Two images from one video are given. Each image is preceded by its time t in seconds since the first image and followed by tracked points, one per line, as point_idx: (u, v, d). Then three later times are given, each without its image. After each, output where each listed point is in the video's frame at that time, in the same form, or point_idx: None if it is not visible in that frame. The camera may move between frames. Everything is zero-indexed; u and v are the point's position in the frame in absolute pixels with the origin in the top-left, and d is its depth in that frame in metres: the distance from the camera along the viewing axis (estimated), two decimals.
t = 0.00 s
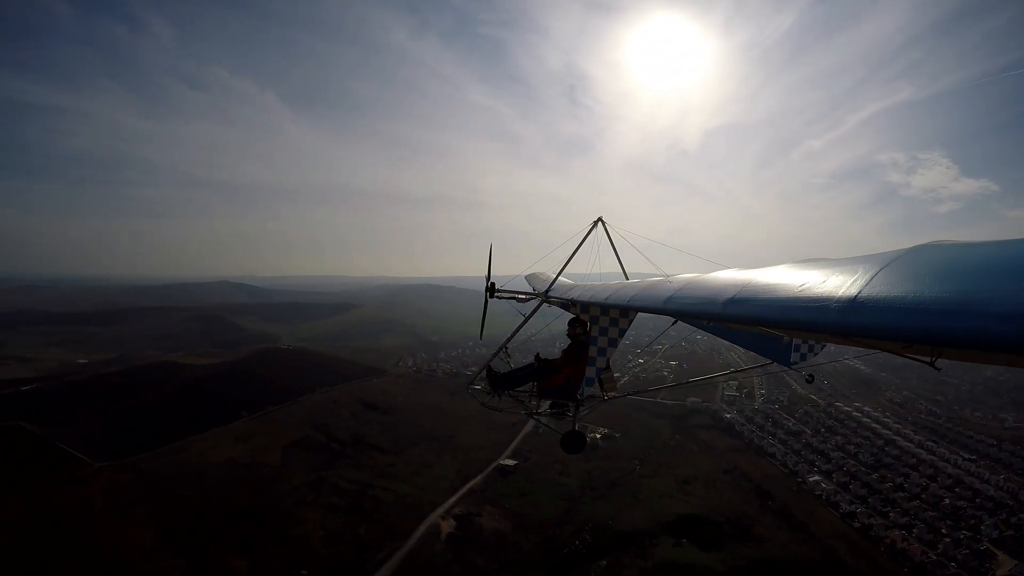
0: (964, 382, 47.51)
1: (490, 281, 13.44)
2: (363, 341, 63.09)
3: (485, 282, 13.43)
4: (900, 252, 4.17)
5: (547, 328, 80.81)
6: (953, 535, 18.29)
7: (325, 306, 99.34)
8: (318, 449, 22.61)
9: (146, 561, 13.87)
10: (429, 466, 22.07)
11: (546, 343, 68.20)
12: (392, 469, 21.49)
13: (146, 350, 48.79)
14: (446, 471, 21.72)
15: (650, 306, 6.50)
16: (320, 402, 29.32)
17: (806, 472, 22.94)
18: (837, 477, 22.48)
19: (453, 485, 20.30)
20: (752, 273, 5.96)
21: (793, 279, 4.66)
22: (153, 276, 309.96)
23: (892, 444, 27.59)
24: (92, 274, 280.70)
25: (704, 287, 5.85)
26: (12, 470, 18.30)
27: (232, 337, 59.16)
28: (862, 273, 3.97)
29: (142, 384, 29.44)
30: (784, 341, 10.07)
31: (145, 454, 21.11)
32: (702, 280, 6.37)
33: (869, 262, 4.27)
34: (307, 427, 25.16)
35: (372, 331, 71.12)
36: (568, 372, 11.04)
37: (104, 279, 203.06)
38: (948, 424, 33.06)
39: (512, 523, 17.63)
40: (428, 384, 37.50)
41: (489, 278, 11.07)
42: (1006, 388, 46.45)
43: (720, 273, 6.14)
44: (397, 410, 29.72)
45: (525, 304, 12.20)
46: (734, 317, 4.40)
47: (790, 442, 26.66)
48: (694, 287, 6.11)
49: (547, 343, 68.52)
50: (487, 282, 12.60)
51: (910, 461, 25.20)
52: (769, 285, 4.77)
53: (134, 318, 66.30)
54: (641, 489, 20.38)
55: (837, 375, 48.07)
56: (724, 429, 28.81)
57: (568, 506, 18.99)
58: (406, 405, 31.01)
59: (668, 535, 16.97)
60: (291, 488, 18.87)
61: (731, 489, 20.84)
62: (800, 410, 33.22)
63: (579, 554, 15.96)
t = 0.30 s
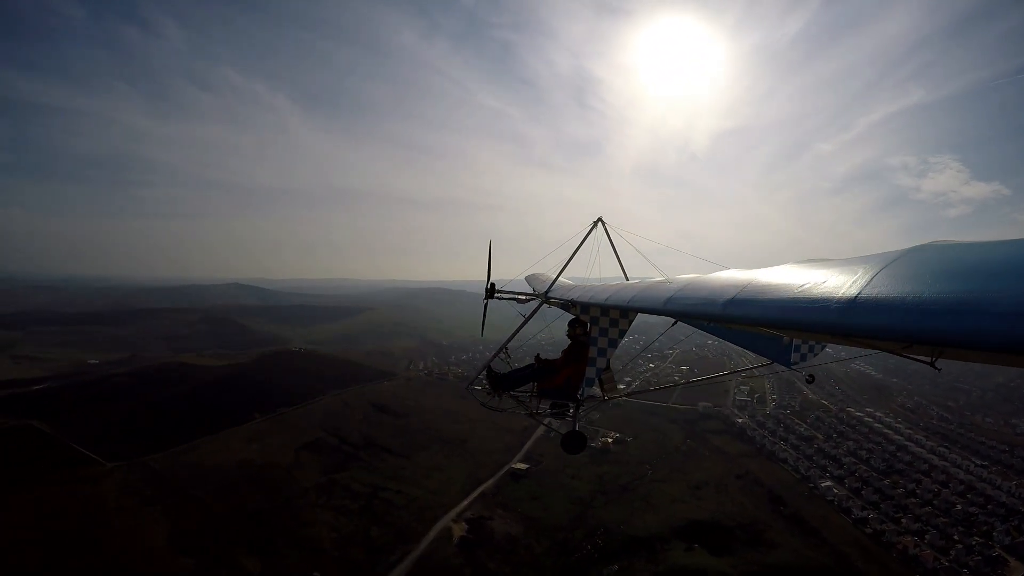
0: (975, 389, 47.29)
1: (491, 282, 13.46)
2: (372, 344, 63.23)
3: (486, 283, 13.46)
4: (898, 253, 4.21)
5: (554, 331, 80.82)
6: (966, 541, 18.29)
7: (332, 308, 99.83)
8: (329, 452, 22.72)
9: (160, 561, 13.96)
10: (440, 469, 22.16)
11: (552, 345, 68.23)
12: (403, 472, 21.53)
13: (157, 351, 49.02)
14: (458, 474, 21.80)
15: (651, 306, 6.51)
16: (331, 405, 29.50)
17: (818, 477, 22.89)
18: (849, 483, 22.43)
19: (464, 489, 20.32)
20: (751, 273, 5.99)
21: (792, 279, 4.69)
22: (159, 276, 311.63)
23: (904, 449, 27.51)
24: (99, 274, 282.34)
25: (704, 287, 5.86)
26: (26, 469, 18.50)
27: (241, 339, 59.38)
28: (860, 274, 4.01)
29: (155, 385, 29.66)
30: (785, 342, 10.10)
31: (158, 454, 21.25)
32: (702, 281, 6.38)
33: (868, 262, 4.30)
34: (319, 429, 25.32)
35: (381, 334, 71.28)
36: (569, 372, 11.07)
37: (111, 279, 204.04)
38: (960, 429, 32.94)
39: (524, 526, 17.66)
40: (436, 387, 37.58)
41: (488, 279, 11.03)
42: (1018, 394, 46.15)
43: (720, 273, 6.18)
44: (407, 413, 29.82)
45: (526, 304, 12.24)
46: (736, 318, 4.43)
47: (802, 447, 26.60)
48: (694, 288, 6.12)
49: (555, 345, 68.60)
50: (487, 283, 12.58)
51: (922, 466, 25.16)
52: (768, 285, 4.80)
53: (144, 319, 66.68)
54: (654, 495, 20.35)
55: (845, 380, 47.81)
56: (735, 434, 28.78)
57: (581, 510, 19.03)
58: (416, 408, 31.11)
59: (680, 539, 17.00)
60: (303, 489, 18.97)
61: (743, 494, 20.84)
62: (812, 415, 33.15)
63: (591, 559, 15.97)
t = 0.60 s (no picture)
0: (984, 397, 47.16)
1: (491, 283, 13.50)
2: (380, 349, 63.50)
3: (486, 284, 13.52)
4: (908, 250, 3.84)
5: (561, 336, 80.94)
6: (976, 548, 18.25)
7: (339, 314, 100.25)
8: (338, 457, 22.73)
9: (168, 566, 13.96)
10: (450, 476, 22.19)
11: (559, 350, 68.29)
12: (413, 479, 21.51)
13: (168, 356, 49.33)
14: (468, 481, 21.82)
15: (648, 307, 6.25)
16: (340, 410, 29.58)
17: (828, 485, 22.77)
18: (859, 490, 22.31)
19: (475, 496, 20.31)
20: (753, 272, 5.67)
21: (792, 278, 4.37)
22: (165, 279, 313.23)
23: (914, 457, 27.37)
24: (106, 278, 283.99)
25: (702, 286, 5.58)
26: (36, 472, 18.62)
27: (251, 344, 59.75)
28: (864, 271, 3.68)
29: (166, 390, 29.83)
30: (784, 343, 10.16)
31: (167, 459, 21.31)
32: (702, 280, 6.08)
33: (871, 260, 3.98)
34: (328, 434, 25.42)
35: (389, 340, 71.59)
36: (569, 373, 10.53)
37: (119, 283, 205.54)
38: (970, 437, 32.78)
39: (534, 534, 17.61)
40: (445, 393, 37.67)
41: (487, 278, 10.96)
42: None
43: (718, 273, 5.87)
44: (416, 419, 29.86)
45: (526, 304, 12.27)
46: (729, 319, 4.14)
47: (812, 454, 26.50)
48: (692, 287, 5.83)
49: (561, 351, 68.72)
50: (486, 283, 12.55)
51: (932, 473, 25.04)
52: (764, 284, 4.49)
53: (155, 323, 67.18)
54: (664, 502, 20.25)
55: (853, 387, 47.56)
56: (744, 441, 28.71)
57: (591, 517, 18.99)
58: (425, 414, 31.16)
59: (690, 547, 16.94)
60: (312, 495, 18.97)
61: (754, 502, 20.76)
62: (821, 423, 33.04)
63: (601, 566, 15.92)
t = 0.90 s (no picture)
0: (992, 403, 47.03)
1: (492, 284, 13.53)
2: (386, 356, 63.61)
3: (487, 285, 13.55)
4: (907, 250, 3.88)
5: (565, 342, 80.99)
6: (986, 552, 18.22)
7: (344, 320, 100.40)
8: (345, 463, 22.78)
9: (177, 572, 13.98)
10: (459, 482, 22.23)
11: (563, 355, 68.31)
12: (421, 485, 21.55)
13: (175, 361, 49.48)
14: (476, 487, 21.86)
15: (650, 307, 6.28)
16: (348, 416, 29.66)
17: (837, 490, 22.73)
18: (868, 495, 22.28)
19: (483, 502, 20.33)
20: (754, 271, 5.71)
21: (790, 278, 4.41)
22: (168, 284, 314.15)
23: (922, 462, 27.31)
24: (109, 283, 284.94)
25: (703, 286, 5.62)
26: (45, 477, 18.71)
27: (258, 351, 59.89)
28: (863, 271, 3.73)
29: (173, 395, 29.92)
30: (784, 343, 10.22)
31: (175, 464, 21.35)
32: (702, 279, 6.12)
33: (871, 260, 4.02)
34: (336, 440, 25.48)
35: (395, 346, 71.73)
36: (569, 373, 10.65)
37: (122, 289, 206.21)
38: (978, 441, 32.71)
39: (544, 540, 17.62)
40: (451, 400, 37.72)
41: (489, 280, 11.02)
42: None
43: (718, 272, 5.91)
44: (423, 425, 29.94)
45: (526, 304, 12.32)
46: (730, 318, 4.17)
47: (820, 460, 26.48)
48: (693, 286, 5.86)
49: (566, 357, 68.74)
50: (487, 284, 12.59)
51: (940, 478, 25.00)
52: (764, 284, 4.54)
53: (161, 329, 67.42)
54: (673, 509, 20.25)
55: (860, 393, 47.46)
56: (752, 447, 28.69)
57: (600, 524, 19.00)
58: (432, 420, 31.22)
59: (699, 553, 16.95)
60: (320, 501, 19.01)
61: (763, 508, 20.78)
62: (829, 428, 32.99)
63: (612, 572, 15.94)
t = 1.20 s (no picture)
0: (997, 411, 46.93)
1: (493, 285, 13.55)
2: (390, 363, 63.67)
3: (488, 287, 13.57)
4: (905, 251, 3.93)
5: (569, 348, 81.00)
6: (992, 561, 18.23)
7: (348, 326, 100.46)
8: (351, 470, 22.79)
9: None
10: (465, 489, 22.25)
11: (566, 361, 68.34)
12: (427, 492, 21.57)
13: (179, 366, 49.52)
14: (482, 494, 21.87)
15: (650, 307, 6.31)
16: (354, 423, 29.72)
17: (843, 498, 22.71)
18: (874, 503, 22.26)
19: (489, 509, 20.34)
20: (753, 272, 5.76)
21: (790, 278, 4.45)
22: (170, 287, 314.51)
23: (928, 470, 27.28)
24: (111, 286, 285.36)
25: (703, 286, 5.65)
26: (47, 478, 18.76)
27: (262, 356, 59.93)
28: (862, 272, 3.78)
29: (178, 400, 29.95)
30: (784, 344, 10.25)
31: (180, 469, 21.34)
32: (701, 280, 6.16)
33: (870, 261, 4.06)
34: (342, 447, 25.49)
35: (399, 353, 71.80)
36: (569, 373, 10.66)
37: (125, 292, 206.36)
38: (984, 450, 32.67)
39: (551, 548, 17.62)
40: (456, 406, 37.74)
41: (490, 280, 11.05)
42: None
43: (719, 273, 5.94)
44: (428, 432, 29.97)
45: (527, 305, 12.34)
46: (730, 318, 4.21)
47: (825, 469, 26.46)
48: (693, 287, 5.89)
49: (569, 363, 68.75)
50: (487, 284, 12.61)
51: (945, 486, 24.98)
52: (764, 284, 4.58)
53: (165, 334, 67.53)
54: (678, 516, 20.24)
55: (865, 402, 47.41)
56: (757, 455, 28.66)
57: (606, 531, 18.99)
58: (437, 427, 31.26)
59: (706, 561, 16.96)
60: (325, 507, 19.00)
61: (770, 516, 20.75)
62: (835, 437, 32.96)
63: None
